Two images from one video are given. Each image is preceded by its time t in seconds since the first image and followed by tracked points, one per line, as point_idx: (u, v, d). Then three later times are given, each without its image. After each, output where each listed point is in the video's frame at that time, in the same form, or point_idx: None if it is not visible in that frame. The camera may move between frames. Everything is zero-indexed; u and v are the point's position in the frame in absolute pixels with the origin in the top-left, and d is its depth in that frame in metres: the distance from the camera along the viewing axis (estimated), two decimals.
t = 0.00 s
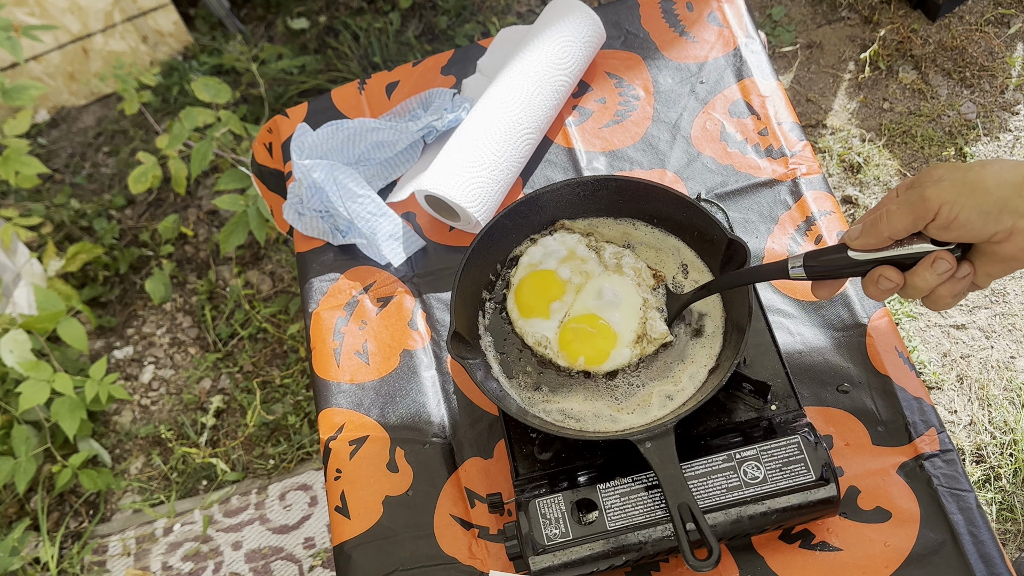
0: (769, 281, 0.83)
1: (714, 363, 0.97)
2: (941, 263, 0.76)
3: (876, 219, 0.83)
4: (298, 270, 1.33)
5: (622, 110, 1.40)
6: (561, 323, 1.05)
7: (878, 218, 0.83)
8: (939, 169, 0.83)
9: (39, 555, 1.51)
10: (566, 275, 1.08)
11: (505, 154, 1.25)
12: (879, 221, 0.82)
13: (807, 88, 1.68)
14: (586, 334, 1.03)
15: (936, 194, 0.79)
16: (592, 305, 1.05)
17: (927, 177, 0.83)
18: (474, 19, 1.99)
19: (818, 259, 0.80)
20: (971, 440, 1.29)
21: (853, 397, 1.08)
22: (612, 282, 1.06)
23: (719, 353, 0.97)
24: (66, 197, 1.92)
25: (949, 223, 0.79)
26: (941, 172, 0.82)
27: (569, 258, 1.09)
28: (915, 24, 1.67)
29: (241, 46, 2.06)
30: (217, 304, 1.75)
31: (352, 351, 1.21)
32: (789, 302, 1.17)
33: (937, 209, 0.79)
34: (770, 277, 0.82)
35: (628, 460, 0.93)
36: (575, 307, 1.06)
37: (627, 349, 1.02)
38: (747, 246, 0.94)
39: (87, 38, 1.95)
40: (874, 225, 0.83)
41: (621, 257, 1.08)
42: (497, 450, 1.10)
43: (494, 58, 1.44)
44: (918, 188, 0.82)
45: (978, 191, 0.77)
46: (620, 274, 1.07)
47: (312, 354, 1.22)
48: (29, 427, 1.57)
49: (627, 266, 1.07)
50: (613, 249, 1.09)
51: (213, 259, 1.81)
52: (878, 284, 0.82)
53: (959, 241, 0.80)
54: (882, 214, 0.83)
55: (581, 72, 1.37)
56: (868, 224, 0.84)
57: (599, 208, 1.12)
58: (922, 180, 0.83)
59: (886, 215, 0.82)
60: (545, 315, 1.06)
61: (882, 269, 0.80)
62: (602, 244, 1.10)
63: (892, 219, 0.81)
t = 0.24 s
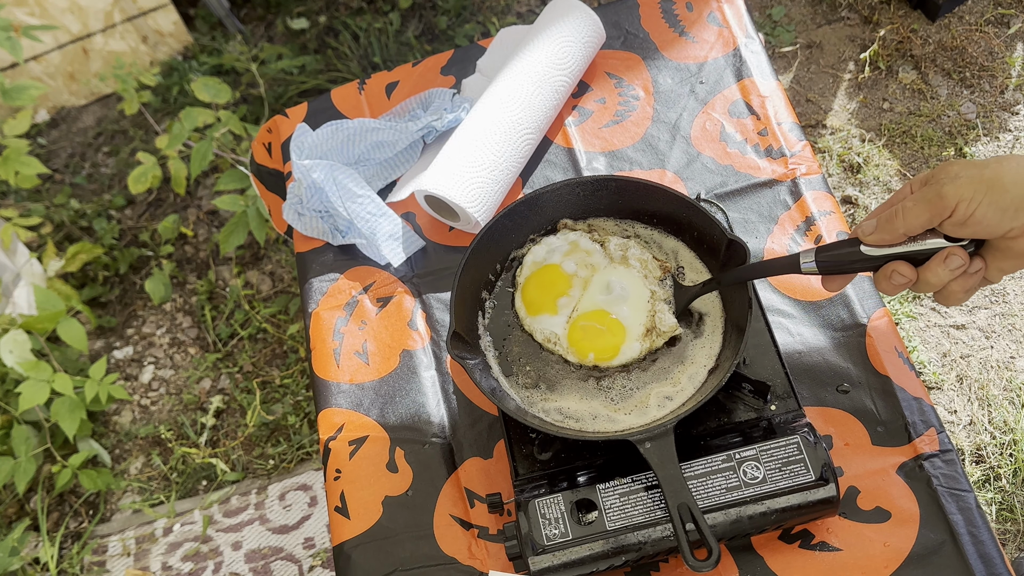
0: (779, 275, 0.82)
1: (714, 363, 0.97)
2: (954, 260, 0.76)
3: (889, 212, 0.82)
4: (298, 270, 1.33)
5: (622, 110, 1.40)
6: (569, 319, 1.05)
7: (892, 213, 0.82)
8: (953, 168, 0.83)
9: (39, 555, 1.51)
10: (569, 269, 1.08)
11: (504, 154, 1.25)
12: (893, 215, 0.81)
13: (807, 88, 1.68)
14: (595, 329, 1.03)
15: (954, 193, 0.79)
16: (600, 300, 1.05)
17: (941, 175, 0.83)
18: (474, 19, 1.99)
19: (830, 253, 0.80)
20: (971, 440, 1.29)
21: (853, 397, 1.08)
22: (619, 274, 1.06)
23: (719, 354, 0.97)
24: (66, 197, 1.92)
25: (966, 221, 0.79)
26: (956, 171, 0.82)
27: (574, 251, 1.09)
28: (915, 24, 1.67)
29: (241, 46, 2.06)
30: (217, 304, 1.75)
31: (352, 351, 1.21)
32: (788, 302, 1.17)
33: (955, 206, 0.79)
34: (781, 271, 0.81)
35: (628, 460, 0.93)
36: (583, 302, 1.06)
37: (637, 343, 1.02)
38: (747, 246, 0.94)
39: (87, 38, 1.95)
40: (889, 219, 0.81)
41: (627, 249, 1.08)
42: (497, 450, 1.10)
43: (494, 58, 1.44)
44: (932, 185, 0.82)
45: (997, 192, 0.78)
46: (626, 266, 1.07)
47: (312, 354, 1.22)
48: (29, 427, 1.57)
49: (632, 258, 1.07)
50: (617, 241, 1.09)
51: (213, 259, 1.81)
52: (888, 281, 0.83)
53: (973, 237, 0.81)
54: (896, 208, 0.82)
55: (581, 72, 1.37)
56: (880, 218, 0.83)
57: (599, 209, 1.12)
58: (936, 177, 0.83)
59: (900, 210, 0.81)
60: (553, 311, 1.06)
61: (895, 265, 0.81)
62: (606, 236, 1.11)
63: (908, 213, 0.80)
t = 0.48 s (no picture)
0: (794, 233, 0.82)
1: (714, 364, 0.97)
2: (970, 258, 0.81)
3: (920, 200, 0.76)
4: (298, 270, 1.33)
5: (622, 110, 1.40)
6: (574, 254, 1.04)
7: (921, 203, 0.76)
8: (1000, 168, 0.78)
9: (39, 555, 1.51)
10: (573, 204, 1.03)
11: (505, 154, 1.25)
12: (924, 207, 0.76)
13: (807, 88, 1.68)
14: (599, 266, 1.02)
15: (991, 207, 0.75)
16: (605, 231, 1.01)
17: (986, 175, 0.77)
18: (475, 19, 1.99)
19: (846, 224, 0.79)
20: (971, 441, 1.29)
21: (853, 397, 1.08)
22: (623, 202, 1.00)
23: (719, 354, 0.97)
24: (66, 197, 1.92)
25: (991, 231, 0.76)
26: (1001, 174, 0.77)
27: (571, 180, 1.03)
28: (915, 24, 1.67)
29: (241, 46, 2.06)
30: (217, 304, 1.75)
31: (352, 350, 1.21)
32: (788, 302, 1.17)
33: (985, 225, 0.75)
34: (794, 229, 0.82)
35: (629, 461, 0.93)
36: (588, 234, 1.02)
37: (643, 277, 1.01)
38: (747, 246, 0.94)
39: (88, 38, 1.95)
40: (917, 211, 0.76)
41: (629, 173, 1.00)
42: (497, 450, 1.10)
43: (494, 59, 1.44)
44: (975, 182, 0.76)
45: None
46: (631, 190, 1.00)
47: (312, 354, 1.22)
48: (29, 427, 1.57)
49: (636, 183, 1.00)
50: (618, 164, 1.00)
51: (213, 259, 1.81)
52: (900, 256, 0.90)
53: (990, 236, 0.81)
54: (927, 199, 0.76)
55: (581, 72, 1.37)
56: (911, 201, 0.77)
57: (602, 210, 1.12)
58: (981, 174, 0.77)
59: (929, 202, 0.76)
60: (557, 247, 1.05)
61: (912, 252, 0.87)
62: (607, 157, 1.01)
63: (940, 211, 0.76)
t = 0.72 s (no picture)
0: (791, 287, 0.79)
1: (714, 363, 0.97)
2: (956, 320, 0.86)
3: (907, 310, 0.77)
4: (298, 270, 1.33)
5: (622, 110, 1.40)
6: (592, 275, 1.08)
7: (908, 315, 0.77)
8: (993, 299, 0.73)
9: (39, 555, 1.51)
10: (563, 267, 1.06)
11: (505, 154, 1.25)
12: (908, 318, 0.78)
13: (807, 88, 1.68)
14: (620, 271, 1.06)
15: (967, 341, 0.77)
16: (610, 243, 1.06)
17: (975, 316, 0.74)
18: (475, 19, 1.99)
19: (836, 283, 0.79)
20: (971, 440, 1.29)
21: (853, 397, 1.08)
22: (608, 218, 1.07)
23: (719, 354, 0.97)
24: (66, 198, 1.92)
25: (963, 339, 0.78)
26: (989, 318, 0.74)
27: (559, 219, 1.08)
28: (915, 24, 1.67)
29: (241, 46, 2.06)
30: (217, 304, 1.75)
31: (352, 351, 1.21)
32: (788, 302, 1.17)
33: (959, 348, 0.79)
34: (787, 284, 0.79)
35: (629, 460, 0.93)
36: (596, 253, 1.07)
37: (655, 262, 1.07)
38: (747, 246, 0.94)
39: (87, 38, 1.95)
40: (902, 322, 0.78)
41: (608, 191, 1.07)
42: (497, 450, 1.10)
43: (494, 58, 1.44)
44: (961, 326, 0.75)
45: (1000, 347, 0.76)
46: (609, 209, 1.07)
47: (312, 354, 1.22)
48: (29, 427, 1.57)
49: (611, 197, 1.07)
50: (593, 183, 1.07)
51: (213, 259, 1.81)
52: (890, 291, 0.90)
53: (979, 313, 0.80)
54: (917, 315, 0.77)
55: (581, 72, 1.37)
56: (900, 312, 0.78)
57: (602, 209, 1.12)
58: (966, 310, 0.74)
59: (917, 313, 0.77)
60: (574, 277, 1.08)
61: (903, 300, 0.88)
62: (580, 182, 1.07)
63: (922, 326, 0.78)
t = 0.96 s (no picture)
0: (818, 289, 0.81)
1: (715, 362, 0.97)
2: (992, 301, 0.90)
3: (946, 330, 0.83)
4: (298, 270, 1.33)
5: (622, 110, 1.40)
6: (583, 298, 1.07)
7: (948, 332, 0.83)
8: None
9: (39, 555, 1.51)
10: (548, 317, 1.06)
11: (505, 154, 1.25)
12: (947, 337, 0.84)
13: (807, 88, 1.68)
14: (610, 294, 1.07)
15: (1006, 368, 0.83)
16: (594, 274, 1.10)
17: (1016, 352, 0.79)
18: (474, 19, 1.99)
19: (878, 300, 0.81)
20: (971, 441, 1.29)
21: (853, 397, 1.08)
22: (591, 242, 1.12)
23: (720, 353, 0.97)
24: (66, 197, 1.92)
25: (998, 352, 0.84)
26: None
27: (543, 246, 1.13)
28: (915, 24, 1.67)
29: (241, 46, 2.06)
30: (217, 304, 1.75)
31: (352, 351, 1.21)
32: (788, 302, 1.17)
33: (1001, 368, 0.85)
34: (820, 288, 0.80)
35: (629, 460, 0.93)
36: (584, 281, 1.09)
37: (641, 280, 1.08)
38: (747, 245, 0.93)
39: (87, 38, 1.95)
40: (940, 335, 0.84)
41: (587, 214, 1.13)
42: (497, 450, 1.10)
43: (494, 58, 1.44)
44: (999, 357, 0.81)
45: None
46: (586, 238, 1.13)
47: (312, 354, 1.22)
48: (29, 427, 1.57)
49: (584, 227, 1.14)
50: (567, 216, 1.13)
51: (213, 259, 1.81)
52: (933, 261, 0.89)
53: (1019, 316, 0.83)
54: (955, 337, 0.83)
55: (582, 72, 1.37)
56: (938, 329, 0.83)
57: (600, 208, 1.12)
58: (1007, 347, 0.79)
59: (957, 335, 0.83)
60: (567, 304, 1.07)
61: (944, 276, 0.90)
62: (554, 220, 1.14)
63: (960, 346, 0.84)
